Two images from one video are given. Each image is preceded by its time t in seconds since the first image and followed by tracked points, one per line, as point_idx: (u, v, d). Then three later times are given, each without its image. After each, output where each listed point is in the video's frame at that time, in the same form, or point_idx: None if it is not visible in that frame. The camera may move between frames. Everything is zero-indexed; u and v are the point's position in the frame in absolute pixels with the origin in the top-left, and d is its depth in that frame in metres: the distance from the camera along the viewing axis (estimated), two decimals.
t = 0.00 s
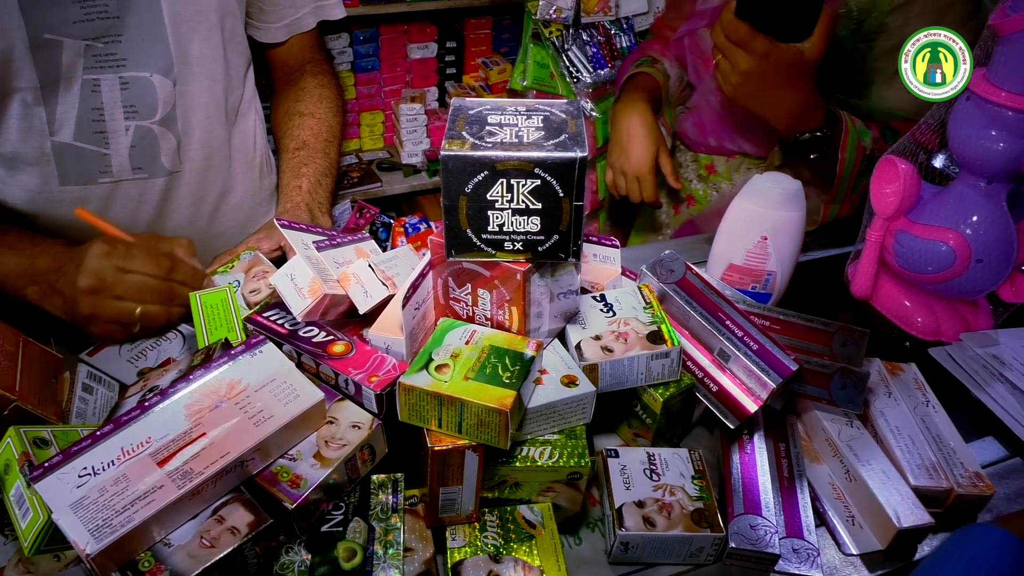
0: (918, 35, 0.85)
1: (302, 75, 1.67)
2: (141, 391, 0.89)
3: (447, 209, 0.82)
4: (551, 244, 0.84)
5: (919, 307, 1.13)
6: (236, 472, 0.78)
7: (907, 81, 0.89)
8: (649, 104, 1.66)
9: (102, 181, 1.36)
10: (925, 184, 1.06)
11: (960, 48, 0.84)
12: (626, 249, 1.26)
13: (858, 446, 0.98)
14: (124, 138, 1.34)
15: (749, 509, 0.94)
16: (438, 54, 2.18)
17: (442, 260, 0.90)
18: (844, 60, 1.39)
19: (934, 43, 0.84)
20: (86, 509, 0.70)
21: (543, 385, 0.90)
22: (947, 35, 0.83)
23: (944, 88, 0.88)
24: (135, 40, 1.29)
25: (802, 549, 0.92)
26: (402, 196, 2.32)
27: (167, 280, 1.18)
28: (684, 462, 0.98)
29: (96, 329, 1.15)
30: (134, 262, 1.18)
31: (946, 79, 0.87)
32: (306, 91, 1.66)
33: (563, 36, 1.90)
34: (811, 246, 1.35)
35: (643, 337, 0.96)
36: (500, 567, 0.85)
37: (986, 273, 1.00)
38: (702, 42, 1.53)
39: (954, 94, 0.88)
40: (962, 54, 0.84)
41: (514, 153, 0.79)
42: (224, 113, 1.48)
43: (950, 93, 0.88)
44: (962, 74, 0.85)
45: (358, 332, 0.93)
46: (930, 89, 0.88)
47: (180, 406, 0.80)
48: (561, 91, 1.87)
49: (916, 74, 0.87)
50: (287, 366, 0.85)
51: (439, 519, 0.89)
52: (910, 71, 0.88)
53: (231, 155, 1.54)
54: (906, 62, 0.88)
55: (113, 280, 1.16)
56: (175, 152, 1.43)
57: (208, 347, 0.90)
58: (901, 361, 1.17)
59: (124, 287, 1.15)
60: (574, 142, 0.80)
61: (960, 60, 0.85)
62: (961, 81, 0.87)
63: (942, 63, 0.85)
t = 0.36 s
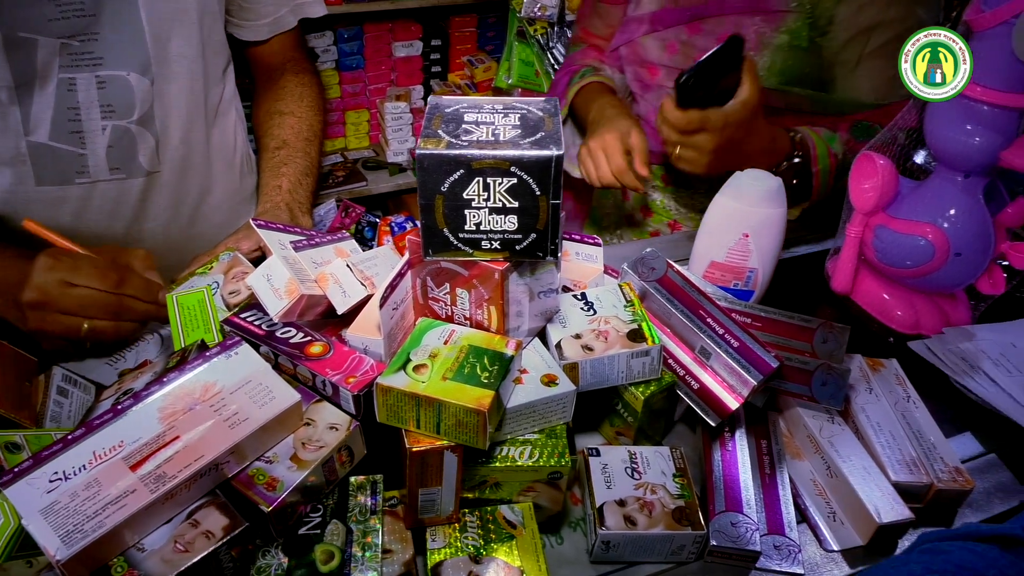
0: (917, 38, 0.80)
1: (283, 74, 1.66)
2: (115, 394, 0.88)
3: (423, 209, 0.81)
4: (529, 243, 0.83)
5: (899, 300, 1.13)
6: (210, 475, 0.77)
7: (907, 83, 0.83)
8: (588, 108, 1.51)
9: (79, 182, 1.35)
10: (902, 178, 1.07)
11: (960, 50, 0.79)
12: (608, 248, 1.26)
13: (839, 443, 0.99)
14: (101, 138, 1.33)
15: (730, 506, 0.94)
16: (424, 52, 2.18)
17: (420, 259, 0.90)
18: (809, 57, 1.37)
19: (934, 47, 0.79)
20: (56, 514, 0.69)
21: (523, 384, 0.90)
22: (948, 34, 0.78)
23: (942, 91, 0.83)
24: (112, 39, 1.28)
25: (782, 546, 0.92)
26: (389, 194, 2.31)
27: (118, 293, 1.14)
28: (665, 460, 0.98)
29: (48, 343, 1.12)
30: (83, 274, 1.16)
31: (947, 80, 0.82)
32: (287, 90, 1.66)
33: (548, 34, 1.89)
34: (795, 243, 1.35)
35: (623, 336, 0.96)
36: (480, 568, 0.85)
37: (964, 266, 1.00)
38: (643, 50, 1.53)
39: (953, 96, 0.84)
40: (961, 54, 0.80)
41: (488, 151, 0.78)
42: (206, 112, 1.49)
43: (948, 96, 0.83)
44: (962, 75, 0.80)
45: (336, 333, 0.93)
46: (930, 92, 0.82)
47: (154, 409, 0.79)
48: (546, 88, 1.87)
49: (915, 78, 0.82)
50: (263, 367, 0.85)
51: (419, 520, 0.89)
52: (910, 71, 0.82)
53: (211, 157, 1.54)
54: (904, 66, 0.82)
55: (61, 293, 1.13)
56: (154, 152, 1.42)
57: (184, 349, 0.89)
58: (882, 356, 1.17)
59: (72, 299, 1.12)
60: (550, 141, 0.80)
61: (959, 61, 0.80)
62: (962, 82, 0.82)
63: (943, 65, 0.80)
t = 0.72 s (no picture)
0: (917, 37, 0.85)
1: (261, 77, 1.65)
2: (87, 400, 0.87)
3: (397, 210, 0.81)
4: (505, 243, 0.83)
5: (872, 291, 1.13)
6: (183, 481, 0.76)
7: (906, 83, 0.89)
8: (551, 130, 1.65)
9: (53, 185, 1.33)
10: (874, 173, 1.08)
11: (959, 49, 0.83)
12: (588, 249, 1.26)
13: (819, 440, 0.99)
14: (74, 140, 1.32)
15: (709, 505, 0.94)
16: (406, 50, 2.18)
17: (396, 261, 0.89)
18: (764, 63, 1.50)
19: (933, 46, 0.85)
20: (24, 523, 0.68)
21: (501, 385, 0.90)
22: (947, 34, 0.83)
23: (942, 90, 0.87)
24: (85, 38, 1.26)
25: (762, 544, 0.92)
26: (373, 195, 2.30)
27: (120, 253, 1.14)
28: (645, 459, 0.98)
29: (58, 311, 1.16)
30: (82, 236, 1.13)
31: (947, 80, 0.86)
32: (265, 92, 1.65)
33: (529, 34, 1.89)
34: (774, 242, 1.36)
35: (601, 336, 0.96)
36: (458, 571, 0.84)
37: (934, 258, 1.01)
38: (594, 52, 1.62)
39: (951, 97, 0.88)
40: (962, 53, 0.83)
41: (461, 151, 0.77)
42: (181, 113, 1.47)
43: (948, 95, 0.87)
44: (961, 75, 0.84)
45: (313, 337, 0.92)
46: (929, 92, 0.87)
47: (125, 415, 0.78)
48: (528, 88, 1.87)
49: (915, 77, 0.88)
50: (237, 371, 0.84)
51: (397, 523, 0.88)
52: (910, 71, 0.88)
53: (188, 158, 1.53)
54: (904, 65, 0.88)
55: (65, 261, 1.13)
56: (128, 154, 1.41)
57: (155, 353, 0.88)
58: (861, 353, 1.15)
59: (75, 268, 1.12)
60: (525, 140, 0.80)
61: (959, 61, 0.84)
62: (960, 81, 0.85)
63: (942, 64, 0.85)
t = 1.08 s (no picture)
0: (918, 37, 0.84)
1: (232, 78, 1.64)
2: (49, 406, 0.85)
3: (365, 209, 0.80)
4: (475, 241, 0.82)
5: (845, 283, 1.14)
6: (147, 487, 0.75)
7: (906, 83, 0.87)
8: (545, 141, 1.57)
9: (18, 186, 1.30)
10: (847, 168, 1.09)
11: (959, 50, 0.81)
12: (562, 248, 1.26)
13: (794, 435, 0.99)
14: (40, 140, 1.28)
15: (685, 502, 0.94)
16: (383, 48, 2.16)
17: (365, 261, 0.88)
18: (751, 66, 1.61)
19: (933, 46, 0.83)
20: None
21: (474, 385, 0.89)
22: (947, 34, 0.82)
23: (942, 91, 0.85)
24: (49, 36, 1.24)
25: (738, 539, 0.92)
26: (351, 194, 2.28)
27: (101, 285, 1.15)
28: (621, 458, 0.98)
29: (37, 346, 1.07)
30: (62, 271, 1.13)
31: (947, 80, 0.83)
32: (236, 93, 1.63)
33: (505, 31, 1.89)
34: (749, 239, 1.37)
35: (575, 334, 0.95)
36: (432, 573, 0.84)
37: (907, 253, 1.02)
38: (576, 55, 1.61)
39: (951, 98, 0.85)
40: (962, 54, 0.81)
41: (428, 147, 0.76)
42: (150, 111, 1.45)
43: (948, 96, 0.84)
44: (961, 75, 0.82)
45: (283, 338, 0.91)
46: (930, 92, 0.85)
47: (87, 421, 0.77)
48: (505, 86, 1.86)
49: (915, 77, 0.86)
50: (203, 375, 0.82)
51: (370, 526, 0.87)
52: (911, 71, 0.86)
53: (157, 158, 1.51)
54: (904, 65, 0.87)
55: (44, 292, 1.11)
56: (96, 154, 1.38)
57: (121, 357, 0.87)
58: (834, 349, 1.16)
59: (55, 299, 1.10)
60: (493, 137, 0.79)
61: (960, 61, 0.82)
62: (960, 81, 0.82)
63: (942, 64, 0.83)
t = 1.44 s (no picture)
0: (917, 37, 0.82)
1: (218, 79, 1.63)
2: (35, 406, 0.84)
3: (350, 206, 0.79)
4: (462, 237, 0.82)
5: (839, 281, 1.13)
6: (133, 487, 0.74)
7: (907, 83, 0.84)
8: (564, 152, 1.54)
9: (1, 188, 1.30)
10: (836, 160, 1.08)
11: (959, 50, 0.80)
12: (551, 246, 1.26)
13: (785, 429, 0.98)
14: (23, 142, 1.28)
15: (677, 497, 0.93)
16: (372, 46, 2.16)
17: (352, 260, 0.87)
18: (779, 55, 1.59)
19: (933, 46, 0.81)
20: None
21: (464, 382, 0.88)
22: (947, 34, 0.80)
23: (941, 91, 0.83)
24: (30, 38, 1.23)
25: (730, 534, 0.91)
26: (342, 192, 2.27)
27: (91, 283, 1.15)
28: (613, 454, 0.97)
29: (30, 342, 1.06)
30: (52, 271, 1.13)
31: (947, 80, 0.81)
32: (222, 94, 1.63)
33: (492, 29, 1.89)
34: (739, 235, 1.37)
35: (565, 329, 0.95)
36: (422, 571, 0.83)
37: (898, 244, 1.01)
38: (604, 52, 1.55)
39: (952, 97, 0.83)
40: (962, 54, 0.80)
41: (413, 143, 0.76)
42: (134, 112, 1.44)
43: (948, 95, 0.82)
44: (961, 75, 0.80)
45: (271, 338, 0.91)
46: (930, 92, 0.83)
47: (70, 422, 0.76)
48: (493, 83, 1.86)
49: (916, 77, 0.83)
50: (188, 374, 0.82)
51: (359, 524, 0.87)
52: (910, 71, 0.84)
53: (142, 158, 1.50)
54: (904, 66, 0.84)
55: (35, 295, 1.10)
56: (81, 156, 1.38)
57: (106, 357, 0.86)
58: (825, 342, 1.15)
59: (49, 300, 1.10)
60: (479, 133, 0.78)
61: (959, 61, 0.80)
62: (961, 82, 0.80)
63: (942, 64, 0.81)
